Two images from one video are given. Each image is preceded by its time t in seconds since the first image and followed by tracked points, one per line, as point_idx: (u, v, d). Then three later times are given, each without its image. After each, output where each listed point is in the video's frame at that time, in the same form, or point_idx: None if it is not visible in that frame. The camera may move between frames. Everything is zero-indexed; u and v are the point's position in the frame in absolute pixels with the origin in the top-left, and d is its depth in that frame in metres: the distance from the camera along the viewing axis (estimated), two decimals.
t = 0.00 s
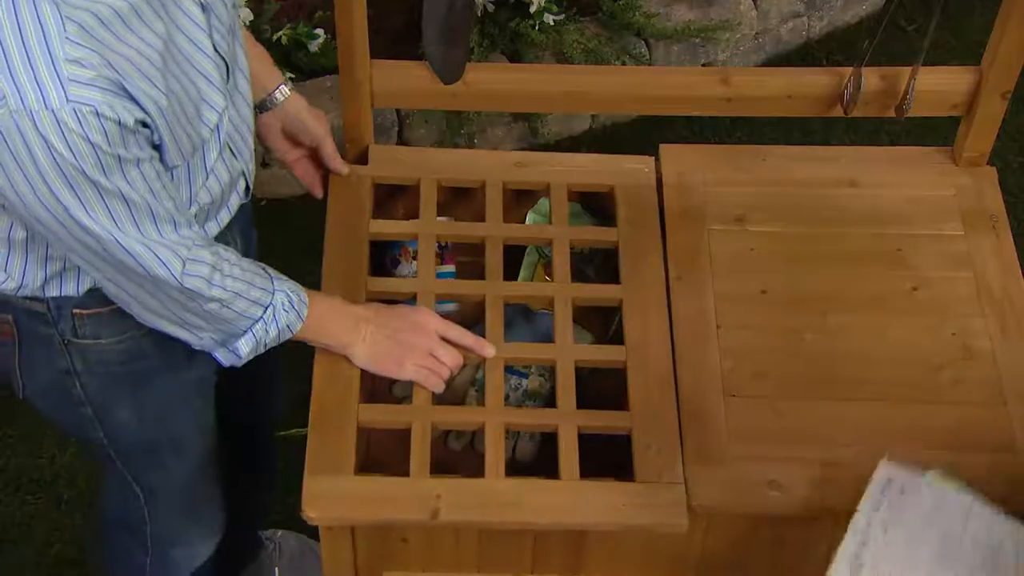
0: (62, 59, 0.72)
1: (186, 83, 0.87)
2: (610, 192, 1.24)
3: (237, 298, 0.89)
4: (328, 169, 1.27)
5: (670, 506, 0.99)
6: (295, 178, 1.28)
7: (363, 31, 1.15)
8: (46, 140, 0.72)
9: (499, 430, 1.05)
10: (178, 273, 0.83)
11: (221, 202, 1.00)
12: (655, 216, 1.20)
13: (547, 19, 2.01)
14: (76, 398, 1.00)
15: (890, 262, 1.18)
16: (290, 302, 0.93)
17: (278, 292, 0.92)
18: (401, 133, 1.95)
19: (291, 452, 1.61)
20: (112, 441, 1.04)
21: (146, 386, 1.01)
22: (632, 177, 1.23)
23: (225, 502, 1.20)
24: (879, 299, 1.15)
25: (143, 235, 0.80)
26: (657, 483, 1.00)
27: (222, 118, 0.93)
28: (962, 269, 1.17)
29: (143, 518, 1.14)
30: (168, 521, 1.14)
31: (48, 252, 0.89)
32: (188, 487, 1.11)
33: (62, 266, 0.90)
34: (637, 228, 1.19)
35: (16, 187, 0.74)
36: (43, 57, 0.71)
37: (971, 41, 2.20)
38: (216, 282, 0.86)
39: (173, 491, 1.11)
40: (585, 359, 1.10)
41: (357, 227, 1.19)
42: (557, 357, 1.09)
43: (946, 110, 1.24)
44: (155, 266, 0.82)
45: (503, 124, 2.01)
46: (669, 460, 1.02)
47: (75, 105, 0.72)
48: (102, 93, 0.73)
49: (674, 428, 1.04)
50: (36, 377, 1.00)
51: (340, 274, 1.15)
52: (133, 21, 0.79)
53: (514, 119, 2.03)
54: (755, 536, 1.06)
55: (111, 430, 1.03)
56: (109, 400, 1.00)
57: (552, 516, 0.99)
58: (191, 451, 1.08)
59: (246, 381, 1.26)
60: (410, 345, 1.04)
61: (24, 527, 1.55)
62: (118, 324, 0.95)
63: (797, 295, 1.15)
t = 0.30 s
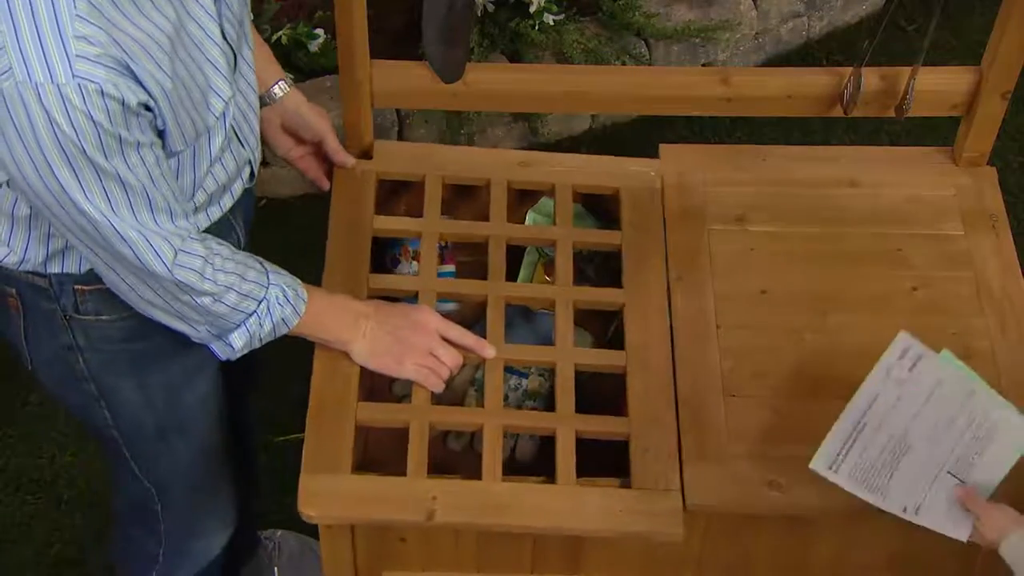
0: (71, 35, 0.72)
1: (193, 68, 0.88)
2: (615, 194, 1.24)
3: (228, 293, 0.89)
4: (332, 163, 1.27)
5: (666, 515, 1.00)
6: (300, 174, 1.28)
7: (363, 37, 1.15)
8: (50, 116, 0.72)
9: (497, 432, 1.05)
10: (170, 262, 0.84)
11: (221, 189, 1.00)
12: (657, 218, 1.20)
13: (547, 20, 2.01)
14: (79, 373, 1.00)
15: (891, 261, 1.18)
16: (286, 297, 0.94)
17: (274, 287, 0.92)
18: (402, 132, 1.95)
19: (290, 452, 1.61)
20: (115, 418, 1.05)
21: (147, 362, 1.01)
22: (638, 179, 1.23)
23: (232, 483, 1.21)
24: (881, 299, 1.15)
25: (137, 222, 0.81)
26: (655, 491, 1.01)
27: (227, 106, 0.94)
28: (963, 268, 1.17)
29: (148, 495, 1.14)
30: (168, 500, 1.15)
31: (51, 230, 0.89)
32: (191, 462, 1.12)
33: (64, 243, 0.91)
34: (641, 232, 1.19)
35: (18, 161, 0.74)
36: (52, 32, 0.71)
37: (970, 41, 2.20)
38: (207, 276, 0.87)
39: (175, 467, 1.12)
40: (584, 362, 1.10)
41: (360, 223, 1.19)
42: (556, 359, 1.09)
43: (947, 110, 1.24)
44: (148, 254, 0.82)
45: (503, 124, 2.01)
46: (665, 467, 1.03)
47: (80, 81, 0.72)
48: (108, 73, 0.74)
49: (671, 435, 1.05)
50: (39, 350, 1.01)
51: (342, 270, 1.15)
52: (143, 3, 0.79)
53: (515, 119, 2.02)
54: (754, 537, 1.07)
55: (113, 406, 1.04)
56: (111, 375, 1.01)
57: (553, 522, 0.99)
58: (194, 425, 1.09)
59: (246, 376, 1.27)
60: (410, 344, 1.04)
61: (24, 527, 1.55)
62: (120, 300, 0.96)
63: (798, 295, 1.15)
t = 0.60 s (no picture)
0: (84, 20, 0.72)
1: (203, 57, 0.87)
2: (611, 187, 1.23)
3: (233, 276, 0.89)
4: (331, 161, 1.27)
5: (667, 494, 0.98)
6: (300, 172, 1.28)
7: (361, 31, 1.13)
8: (64, 100, 0.72)
9: (489, 417, 1.05)
10: (177, 246, 0.83)
11: (225, 181, 0.99)
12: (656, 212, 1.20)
13: (547, 20, 2.01)
14: (84, 367, 1.00)
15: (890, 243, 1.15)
16: (284, 283, 0.93)
17: (273, 272, 0.92)
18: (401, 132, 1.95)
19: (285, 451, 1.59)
20: (120, 414, 1.04)
21: (152, 357, 1.01)
22: (634, 171, 1.23)
23: (240, 480, 1.20)
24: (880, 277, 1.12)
25: (147, 206, 0.80)
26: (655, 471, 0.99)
27: (234, 96, 0.93)
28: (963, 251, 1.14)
29: (153, 493, 1.13)
30: (172, 498, 1.14)
31: (56, 220, 0.89)
32: (198, 460, 1.11)
33: (69, 235, 0.90)
34: (636, 224, 1.19)
35: (29, 146, 0.74)
36: (66, 17, 0.71)
37: (970, 41, 2.20)
38: (213, 259, 0.86)
39: (179, 464, 1.11)
40: (580, 349, 1.10)
41: (357, 213, 1.19)
42: (550, 347, 1.10)
43: (946, 109, 1.19)
44: (157, 238, 0.81)
45: (502, 124, 2.01)
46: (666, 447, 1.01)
47: (94, 65, 0.72)
48: (121, 57, 0.74)
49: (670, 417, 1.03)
50: (45, 345, 1.00)
51: (337, 260, 1.15)
52: None
53: (514, 119, 2.02)
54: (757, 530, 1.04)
55: (119, 402, 1.03)
56: (116, 370, 1.00)
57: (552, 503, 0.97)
58: (199, 422, 1.08)
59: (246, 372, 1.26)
60: (404, 330, 1.04)
61: (24, 527, 1.54)
62: (125, 293, 0.96)
63: (798, 272, 1.12)
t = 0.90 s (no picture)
0: (80, 15, 0.72)
1: (201, 53, 0.87)
2: (608, 178, 1.23)
3: (246, 270, 0.88)
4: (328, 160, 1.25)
5: (665, 488, 0.97)
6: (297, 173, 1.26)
7: (357, 32, 1.13)
8: (62, 96, 0.72)
9: (497, 413, 1.02)
10: (189, 239, 0.83)
11: (224, 180, 0.99)
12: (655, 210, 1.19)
13: (544, 20, 2.00)
14: (84, 366, 1.00)
15: (888, 243, 1.14)
16: (294, 280, 0.93)
17: (282, 269, 0.92)
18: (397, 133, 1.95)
19: (281, 452, 1.58)
20: (119, 414, 1.04)
21: (152, 356, 1.01)
22: (631, 163, 1.23)
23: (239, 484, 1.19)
24: (877, 276, 1.12)
25: (153, 201, 0.80)
26: (653, 465, 0.98)
27: (233, 94, 0.93)
28: (960, 251, 1.13)
29: (152, 493, 1.13)
30: (172, 499, 1.13)
31: (57, 218, 0.89)
32: (199, 462, 1.11)
33: (70, 233, 0.90)
34: (633, 214, 1.19)
35: (31, 142, 0.74)
36: (62, 12, 0.71)
37: (965, 40, 2.20)
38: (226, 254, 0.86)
39: (179, 466, 1.10)
40: (584, 342, 1.08)
41: (358, 215, 1.18)
42: (554, 340, 1.08)
43: (939, 112, 1.18)
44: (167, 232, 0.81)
45: (498, 125, 2.00)
46: (664, 441, 1.00)
47: (91, 59, 0.72)
48: (118, 51, 0.73)
49: (668, 412, 1.03)
50: (45, 344, 1.00)
51: (338, 260, 1.14)
52: None
53: (510, 120, 2.02)
54: (757, 529, 1.03)
55: (119, 401, 1.03)
56: (116, 369, 1.00)
57: (550, 497, 0.96)
58: (199, 424, 1.08)
59: (244, 376, 1.25)
60: (410, 328, 1.02)
61: (19, 529, 1.53)
62: (125, 291, 0.96)
63: (795, 272, 1.12)
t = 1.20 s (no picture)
0: (50, 11, 0.71)
1: (183, 62, 0.86)
2: (597, 183, 1.23)
3: (224, 275, 0.88)
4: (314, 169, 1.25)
5: (652, 493, 0.97)
6: (280, 179, 1.26)
7: (344, 35, 1.13)
8: (30, 93, 0.71)
9: (484, 420, 1.02)
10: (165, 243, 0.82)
11: (206, 190, 0.99)
12: (644, 214, 1.19)
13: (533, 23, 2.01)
14: (63, 370, 0.99)
15: (877, 247, 1.14)
16: (275, 287, 0.92)
17: (262, 276, 0.91)
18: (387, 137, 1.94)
19: (270, 457, 1.57)
20: (100, 420, 1.03)
21: (131, 361, 1.00)
22: (619, 166, 1.23)
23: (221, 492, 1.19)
24: (867, 281, 1.11)
25: (127, 204, 0.79)
26: (641, 470, 0.98)
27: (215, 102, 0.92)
28: (950, 255, 1.13)
29: (133, 500, 1.12)
30: (154, 506, 1.13)
31: (36, 221, 0.88)
32: (178, 470, 1.10)
33: (49, 237, 0.89)
34: (620, 218, 1.18)
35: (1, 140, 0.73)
36: (32, 8, 0.70)
37: (955, 41, 2.20)
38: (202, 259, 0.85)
39: (162, 473, 1.10)
40: (572, 347, 1.08)
41: (345, 222, 1.17)
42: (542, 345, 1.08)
43: (928, 114, 1.18)
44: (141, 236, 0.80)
45: (488, 128, 2.00)
46: (651, 445, 1.00)
47: (60, 57, 0.71)
48: (87, 50, 0.72)
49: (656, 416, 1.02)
50: (24, 347, 1.00)
51: (326, 266, 1.14)
52: None
53: (500, 123, 2.02)
54: (746, 535, 1.03)
55: (99, 406, 1.02)
56: (95, 373, 0.99)
57: (537, 501, 0.96)
58: (181, 430, 1.07)
59: (229, 382, 1.25)
60: (399, 336, 1.02)
61: (5, 535, 1.52)
62: (104, 296, 0.95)
63: (783, 277, 1.11)
